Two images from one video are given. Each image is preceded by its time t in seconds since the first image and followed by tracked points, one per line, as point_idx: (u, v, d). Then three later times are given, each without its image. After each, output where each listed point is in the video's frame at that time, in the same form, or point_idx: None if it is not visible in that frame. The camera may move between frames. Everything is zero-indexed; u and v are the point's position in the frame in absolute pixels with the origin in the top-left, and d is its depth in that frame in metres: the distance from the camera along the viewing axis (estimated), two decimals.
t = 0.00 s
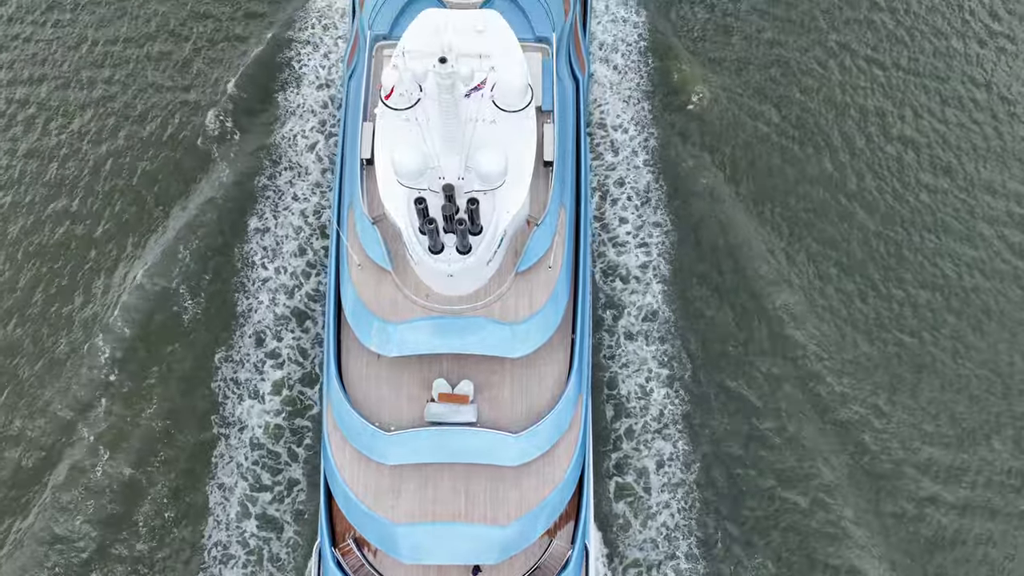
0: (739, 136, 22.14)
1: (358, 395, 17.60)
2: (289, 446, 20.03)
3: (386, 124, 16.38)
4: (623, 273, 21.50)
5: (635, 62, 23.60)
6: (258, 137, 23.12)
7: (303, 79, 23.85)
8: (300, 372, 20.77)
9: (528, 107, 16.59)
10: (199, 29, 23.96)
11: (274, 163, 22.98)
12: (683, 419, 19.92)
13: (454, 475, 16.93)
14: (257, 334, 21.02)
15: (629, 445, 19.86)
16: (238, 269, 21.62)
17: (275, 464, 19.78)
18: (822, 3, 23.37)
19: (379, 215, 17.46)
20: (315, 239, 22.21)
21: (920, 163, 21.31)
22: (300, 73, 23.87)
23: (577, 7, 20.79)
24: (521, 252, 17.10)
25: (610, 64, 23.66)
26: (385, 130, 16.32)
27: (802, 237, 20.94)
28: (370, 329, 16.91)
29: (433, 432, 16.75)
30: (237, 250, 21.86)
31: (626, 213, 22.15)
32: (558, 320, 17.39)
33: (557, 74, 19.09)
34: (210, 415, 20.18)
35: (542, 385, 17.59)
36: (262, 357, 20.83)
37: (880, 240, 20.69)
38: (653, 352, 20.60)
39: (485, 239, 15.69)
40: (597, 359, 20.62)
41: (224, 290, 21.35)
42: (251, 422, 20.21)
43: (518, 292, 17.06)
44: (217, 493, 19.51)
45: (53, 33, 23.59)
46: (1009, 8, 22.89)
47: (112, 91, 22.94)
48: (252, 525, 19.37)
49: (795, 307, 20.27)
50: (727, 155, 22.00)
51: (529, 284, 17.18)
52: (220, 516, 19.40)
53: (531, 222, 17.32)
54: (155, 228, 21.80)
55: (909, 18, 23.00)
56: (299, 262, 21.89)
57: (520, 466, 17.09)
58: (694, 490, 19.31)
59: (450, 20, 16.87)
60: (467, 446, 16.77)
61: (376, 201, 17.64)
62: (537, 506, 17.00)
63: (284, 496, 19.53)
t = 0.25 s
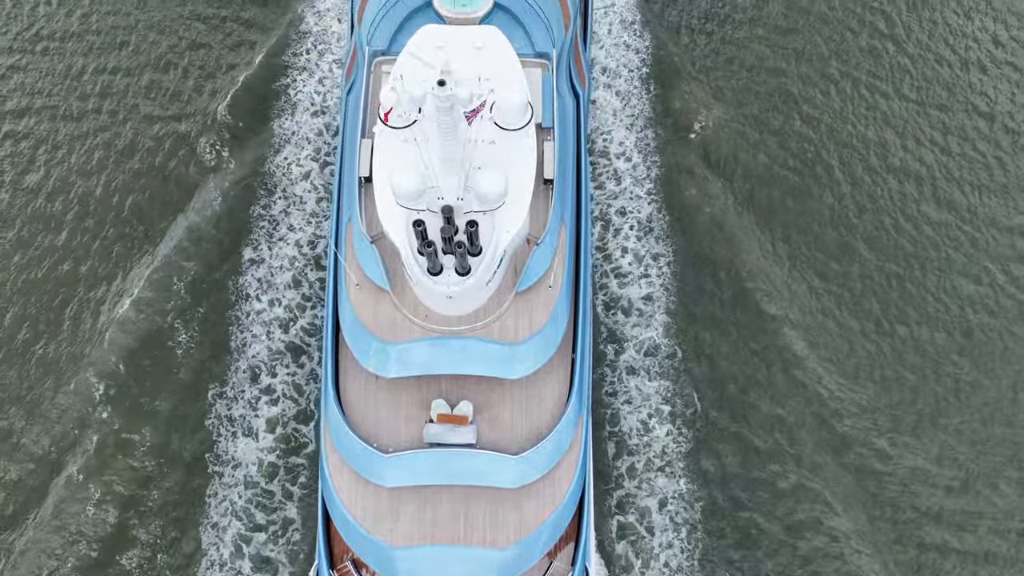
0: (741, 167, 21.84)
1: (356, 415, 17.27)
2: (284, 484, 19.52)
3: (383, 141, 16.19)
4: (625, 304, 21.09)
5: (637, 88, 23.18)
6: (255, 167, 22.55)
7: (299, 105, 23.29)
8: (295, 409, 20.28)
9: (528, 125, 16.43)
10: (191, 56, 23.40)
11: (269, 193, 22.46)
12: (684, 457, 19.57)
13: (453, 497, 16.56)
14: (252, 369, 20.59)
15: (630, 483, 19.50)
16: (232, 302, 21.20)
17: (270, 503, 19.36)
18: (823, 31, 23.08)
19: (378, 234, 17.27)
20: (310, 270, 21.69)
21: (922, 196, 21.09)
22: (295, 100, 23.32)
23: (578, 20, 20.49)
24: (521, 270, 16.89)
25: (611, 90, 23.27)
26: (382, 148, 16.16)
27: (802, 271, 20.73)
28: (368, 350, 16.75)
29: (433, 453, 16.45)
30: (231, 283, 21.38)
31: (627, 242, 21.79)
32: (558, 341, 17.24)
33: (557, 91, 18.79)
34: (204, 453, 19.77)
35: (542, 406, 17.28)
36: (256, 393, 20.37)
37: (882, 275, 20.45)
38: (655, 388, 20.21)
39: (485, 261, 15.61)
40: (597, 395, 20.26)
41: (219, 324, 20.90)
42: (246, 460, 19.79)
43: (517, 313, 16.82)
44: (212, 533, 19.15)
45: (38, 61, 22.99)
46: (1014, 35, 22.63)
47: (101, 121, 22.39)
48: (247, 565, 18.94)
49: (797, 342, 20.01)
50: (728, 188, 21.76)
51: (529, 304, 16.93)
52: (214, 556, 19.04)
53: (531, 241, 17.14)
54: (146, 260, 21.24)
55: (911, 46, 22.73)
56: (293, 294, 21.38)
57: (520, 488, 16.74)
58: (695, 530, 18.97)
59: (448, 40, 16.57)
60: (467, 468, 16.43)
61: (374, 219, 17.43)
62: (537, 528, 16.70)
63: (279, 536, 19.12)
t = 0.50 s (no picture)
0: (740, 197, 21.60)
1: (354, 435, 16.74)
2: (278, 525, 19.00)
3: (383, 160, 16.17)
4: (627, 338, 20.71)
5: (639, 115, 23.06)
6: (247, 197, 22.31)
7: (293, 132, 23.18)
8: (290, 449, 19.77)
9: (528, 143, 16.28)
10: (185, 85, 23.23)
11: (263, 223, 22.19)
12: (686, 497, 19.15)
13: (452, 520, 15.98)
14: (246, 405, 20.14)
15: (633, 523, 19.01)
16: (226, 336, 20.75)
17: (264, 545, 18.83)
18: (823, 60, 22.88)
19: (377, 253, 17.15)
20: (305, 303, 21.30)
21: (926, 226, 20.76)
22: (290, 127, 23.21)
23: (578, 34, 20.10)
24: (521, 291, 16.75)
25: (613, 117, 23.13)
26: (382, 169, 16.15)
27: (804, 302, 20.38)
28: (367, 371, 16.63)
29: (433, 475, 15.96)
30: (226, 316, 20.97)
31: (630, 274, 21.41)
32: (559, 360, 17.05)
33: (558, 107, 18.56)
34: (197, 492, 19.24)
35: (542, 425, 16.76)
36: (250, 432, 19.90)
37: (883, 307, 20.11)
38: (657, 426, 19.83)
39: (484, 281, 15.57)
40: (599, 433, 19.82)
41: (212, 356, 20.51)
42: (240, 499, 19.24)
43: (517, 333, 16.73)
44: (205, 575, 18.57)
45: (31, 92, 22.82)
46: (1018, 64, 22.33)
47: (92, 151, 22.17)
48: None
49: (798, 376, 19.66)
50: (726, 216, 21.55)
51: (529, 324, 16.84)
52: None
53: (532, 260, 17.01)
54: (136, 291, 20.90)
55: (913, 73, 22.45)
56: (288, 328, 20.97)
57: (520, 511, 16.17)
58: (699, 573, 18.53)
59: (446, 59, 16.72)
60: (467, 490, 15.91)
61: (373, 238, 17.31)
62: (538, 552, 16.08)
63: None
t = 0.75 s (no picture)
0: (741, 229, 21.42)
1: (352, 458, 16.58)
2: (272, 566, 18.51)
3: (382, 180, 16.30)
4: (629, 374, 20.32)
5: (641, 143, 22.90)
6: (240, 228, 21.98)
7: (288, 161, 22.90)
8: (282, 488, 19.22)
9: (528, 163, 16.33)
10: (179, 115, 22.89)
11: (257, 253, 21.90)
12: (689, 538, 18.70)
13: (451, 544, 15.80)
14: (240, 443, 19.66)
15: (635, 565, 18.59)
16: (218, 372, 20.32)
17: None
18: (823, 91, 22.77)
19: (376, 273, 17.16)
20: (300, 337, 20.90)
21: (929, 258, 20.55)
22: (284, 156, 22.92)
23: (578, 52, 19.75)
24: (520, 312, 16.72)
25: (615, 145, 22.98)
26: (381, 190, 16.27)
27: (806, 336, 20.13)
28: (366, 391, 16.59)
29: (431, 499, 15.77)
30: (219, 351, 20.59)
31: (632, 306, 21.10)
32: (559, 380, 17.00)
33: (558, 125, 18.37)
34: (188, 533, 18.76)
35: (542, 448, 16.62)
36: (244, 470, 19.39)
37: (887, 341, 19.85)
38: (661, 465, 19.39)
39: (484, 303, 15.60)
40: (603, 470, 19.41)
41: (206, 390, 20.09)
42: (232, 539, 18.74)
43: (516, 354, 16.69)
44: None
45: (21, 124, 22.51)
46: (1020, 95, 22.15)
47: (85, 184, 21.85)
48: None
49: (802, 412, 19.36)
50: (727, 249, 21.29)
51: (528, 345, 16.80)
52: None
53: (530, 280, 16.99)
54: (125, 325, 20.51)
55: (915, 105, 22.31)
56: (283, 363, 20.52)
57: (520, 535, 15.99)
58: None
59: (447, 78, 16.88)
60: (466, 513, 15.75)
61: (372, 258, 17.31)
62: None
63: None
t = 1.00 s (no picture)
0: (752, 263, 19.78)
1: (349, 480, 15.81)
2: None
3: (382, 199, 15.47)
4: (630, 411, 18.89)
5: (645, 173, 21.15)
6: (229, 264, 20.30)
7: (282, 191, 21.18)
8: (277, 531, 17.98)
9: (528, 183, 15.49)
10: (153, 139, 21.28)
11: (252, 287, 20.24)
12: None
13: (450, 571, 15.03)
14: (234, 482, 18.37)
15: None
16: (212, 408, 18.91)
17: None
18: (837, 113, 21.06)
19: (372, 292, 16.15)
20: (295, 373, 19.36)
21: (954, 295, 18.92)
22: (278, 185, 21.20)
23: (579, 67, 18.55)
24: (520, 334, 15.88)
25: (619, 172, 21.28)
26: (380, 209, 15.47)
27: (821, 378, 18.59)
28: (363, 414, 15.86)
29: (428, 522, 14.99)
30: (213, 387, 19.13)
31: (631, 338, 19.58)
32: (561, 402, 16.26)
33: (558, 143, 17.26)
34: None
35: (542, 470, 15.83)
36: (237, 510, 18.13)
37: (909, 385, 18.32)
38: (662, 504, 18.08)
39: (484, 326, 14.98)
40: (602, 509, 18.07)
41: (195, 430, 18.61)
42: None
43: (516, 377, 15.84)
44: None
45: None
46: None
47: (50, 215, 20.28)
48: None
49: (817, 464, 17.82)
50: (740, 284, 19.53)
51: (528, 368, 15.94)
52: None
53: (532, 300, 16.01)
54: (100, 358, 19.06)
55: (937, 127, 20.59)
56: (278, 400, 19.09)
57: (519, 560, 15.28)
58: None
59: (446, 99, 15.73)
60: (465, 538, 14.99)
61: (369, 277, 16.26)
62: None
63: None
